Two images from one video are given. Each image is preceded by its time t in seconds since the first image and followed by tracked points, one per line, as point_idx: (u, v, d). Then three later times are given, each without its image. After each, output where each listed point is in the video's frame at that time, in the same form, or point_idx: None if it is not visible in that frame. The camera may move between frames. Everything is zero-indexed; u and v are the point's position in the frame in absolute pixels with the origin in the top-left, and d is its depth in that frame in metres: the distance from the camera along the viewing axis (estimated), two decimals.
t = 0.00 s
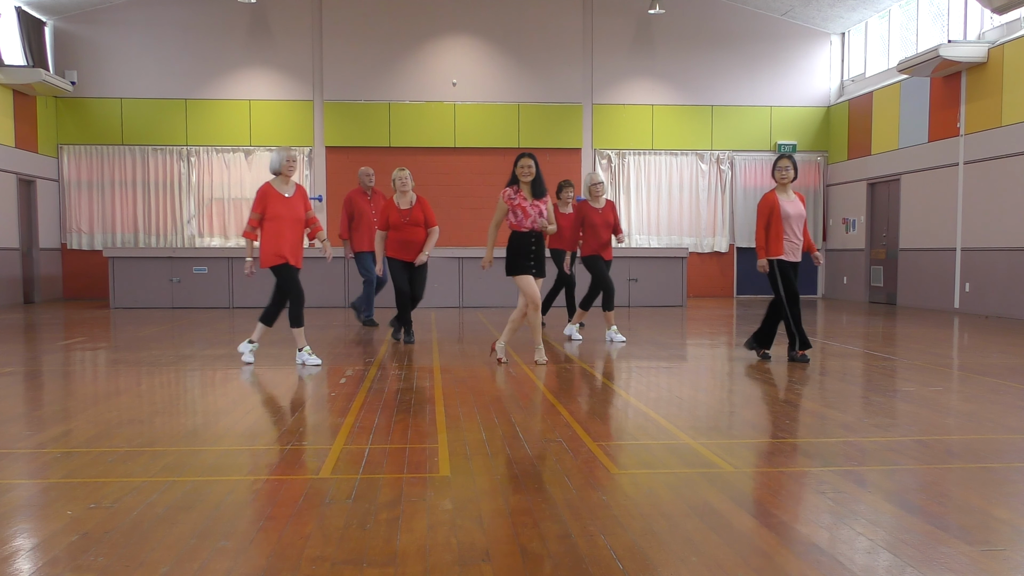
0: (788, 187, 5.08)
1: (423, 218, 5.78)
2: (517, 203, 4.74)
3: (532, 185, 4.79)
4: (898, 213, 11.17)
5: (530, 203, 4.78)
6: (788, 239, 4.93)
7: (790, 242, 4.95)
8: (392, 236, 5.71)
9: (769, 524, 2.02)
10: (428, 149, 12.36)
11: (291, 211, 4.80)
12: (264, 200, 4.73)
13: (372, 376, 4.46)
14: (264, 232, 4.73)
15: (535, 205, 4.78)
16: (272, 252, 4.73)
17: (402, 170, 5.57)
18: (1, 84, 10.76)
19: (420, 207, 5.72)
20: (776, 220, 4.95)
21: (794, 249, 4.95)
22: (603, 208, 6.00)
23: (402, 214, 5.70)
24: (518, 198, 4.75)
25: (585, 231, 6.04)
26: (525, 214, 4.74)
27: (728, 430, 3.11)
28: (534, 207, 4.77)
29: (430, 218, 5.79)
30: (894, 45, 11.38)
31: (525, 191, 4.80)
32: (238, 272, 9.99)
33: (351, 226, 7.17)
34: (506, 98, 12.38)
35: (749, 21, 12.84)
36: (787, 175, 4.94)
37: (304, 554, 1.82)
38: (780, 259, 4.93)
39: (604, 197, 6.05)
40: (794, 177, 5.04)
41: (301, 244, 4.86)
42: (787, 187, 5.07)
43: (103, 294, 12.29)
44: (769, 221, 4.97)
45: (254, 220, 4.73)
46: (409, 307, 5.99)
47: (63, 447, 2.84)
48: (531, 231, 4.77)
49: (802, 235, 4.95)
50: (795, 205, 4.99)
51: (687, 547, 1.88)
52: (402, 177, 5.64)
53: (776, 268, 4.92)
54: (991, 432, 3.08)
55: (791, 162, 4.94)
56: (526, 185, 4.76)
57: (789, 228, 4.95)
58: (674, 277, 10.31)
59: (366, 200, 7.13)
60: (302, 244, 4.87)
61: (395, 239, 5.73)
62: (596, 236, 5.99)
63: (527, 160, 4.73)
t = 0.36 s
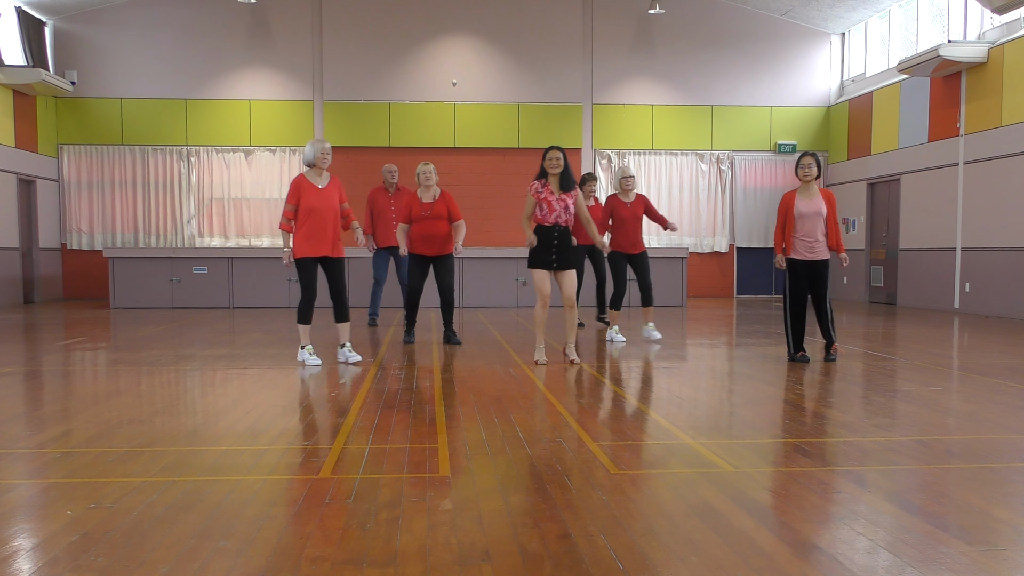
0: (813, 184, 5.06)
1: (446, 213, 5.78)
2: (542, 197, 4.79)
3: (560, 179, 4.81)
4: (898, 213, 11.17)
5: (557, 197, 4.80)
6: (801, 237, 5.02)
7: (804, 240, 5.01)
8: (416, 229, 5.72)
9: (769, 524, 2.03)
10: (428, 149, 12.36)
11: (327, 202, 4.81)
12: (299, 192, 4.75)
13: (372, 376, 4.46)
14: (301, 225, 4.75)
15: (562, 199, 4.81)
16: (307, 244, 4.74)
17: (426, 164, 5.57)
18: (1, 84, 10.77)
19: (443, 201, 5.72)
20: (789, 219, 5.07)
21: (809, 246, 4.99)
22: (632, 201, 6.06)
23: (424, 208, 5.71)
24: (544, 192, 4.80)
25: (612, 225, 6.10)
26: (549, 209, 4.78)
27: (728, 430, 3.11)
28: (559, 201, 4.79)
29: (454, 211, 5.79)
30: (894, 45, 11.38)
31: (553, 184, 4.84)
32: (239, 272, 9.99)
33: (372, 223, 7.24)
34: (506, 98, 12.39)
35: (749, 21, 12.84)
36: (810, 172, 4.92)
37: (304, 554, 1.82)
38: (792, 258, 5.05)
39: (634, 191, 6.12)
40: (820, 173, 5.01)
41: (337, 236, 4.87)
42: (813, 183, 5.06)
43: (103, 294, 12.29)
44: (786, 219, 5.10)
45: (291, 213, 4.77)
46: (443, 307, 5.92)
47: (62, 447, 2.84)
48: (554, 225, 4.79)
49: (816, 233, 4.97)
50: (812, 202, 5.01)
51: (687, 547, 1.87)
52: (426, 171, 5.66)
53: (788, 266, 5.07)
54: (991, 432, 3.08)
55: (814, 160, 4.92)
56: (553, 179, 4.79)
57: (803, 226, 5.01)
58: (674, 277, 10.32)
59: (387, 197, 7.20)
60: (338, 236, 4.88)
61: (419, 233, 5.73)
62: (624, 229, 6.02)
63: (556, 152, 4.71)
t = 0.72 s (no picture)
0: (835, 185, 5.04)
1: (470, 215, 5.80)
2: (564, 198, 4.82)
3: (585, 181, 4.82)
4: (898, 213, 11.17)
5: (578, 199, 4.81)
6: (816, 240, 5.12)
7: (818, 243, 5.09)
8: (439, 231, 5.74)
9: (769, 525, 2.03)
10: (428, 149, 12.36)
11: (351, 206, 4.80)
12: (324, 197, 4.80)
13: (373, 376, 4.46)
14: (327, 229, 4.80)
15: (583, 201, 4.81)
16: (333, 248, 4.77)
17: (451, 166, 5.58)
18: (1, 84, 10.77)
19: (466, 203, 5.74)
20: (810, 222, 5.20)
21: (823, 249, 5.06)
22: (660, 205, 6.06)
23: (448, 210, 5.73)
24: (567, 193, 4.82)
25: (639, 227, 6.12)
26: (569, 211, 4.80)
27: (728, 430, 3.12)
28: (581, 203, 4.79)
29: (478, 214, 5.80)
30: (894, 45, 11.38)
31: (577, 186, 4.85)
32: (239, 272, 9.99)
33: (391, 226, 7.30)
34: (506, 98, 12.39)
35: (749, 21, 12.84)
36: (830, 174, 4.94)
37: (304, 554, 1.82)
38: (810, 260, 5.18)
39: (664, 193, 6.09)
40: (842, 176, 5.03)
41: (364, 239, 4.85)
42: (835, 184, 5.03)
43: (103, 294, 12.29)
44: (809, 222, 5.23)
45: (319, 217, 4.84)
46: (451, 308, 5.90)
47: (62, 447, 2.84)
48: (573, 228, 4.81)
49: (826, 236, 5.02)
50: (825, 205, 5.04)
51: (687, 547, 1.88)
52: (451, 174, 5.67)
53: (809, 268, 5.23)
54: (991, 432, 3.08)
55: (836, 160, 4.95)
56: (577, 181, 4.80)
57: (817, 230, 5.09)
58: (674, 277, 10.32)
59: (406, 200, 7.26)
60: (365, 239, 4.86)
61: (442, 235, 5.76)
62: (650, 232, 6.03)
63: (581, 156, 4.74)
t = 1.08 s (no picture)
0: (850, 189, 5.11)
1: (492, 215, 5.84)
2: (589, 204, 4.86)
3: (607, 188, 4.87)
4: (898, 213, 11.16)
5: (603, 204, 4.87)
6: (836, 243, 5.12)
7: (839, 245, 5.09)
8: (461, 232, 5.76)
9: (770, 524, 2.03)
10: (428, 149, 12.35)
11: (372, 208, 4.82)
12: (343, 201, 4.76)
13: (374, 376, 4.46)
14: (348, 232, 4.78)
15: (608, 206, 4.86)
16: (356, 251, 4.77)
17: (472, 168, 5.65)
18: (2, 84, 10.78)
19: (489, 204, 5.78)
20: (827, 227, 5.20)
21: (843, 251, 5.07)
22: (687, 206, 6.05)
23: (471, 211, 5.76)
24: (591, 200, 4.86)
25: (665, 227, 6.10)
26: (596, 216, 4.83)
27: (728, 430, 3.11)
28: (606, 208, 4.85)
29: (499, 214, 5.85)
30: (894, 45, 11.38)
31: (599, 193, 4.90)
32: (239, 272, 9.99)
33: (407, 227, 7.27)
34: (506, 98, 12.39)
35: (749, 21, 12.84)
36: (847, 177, 4.97)
37: (304, 554, 1.82)
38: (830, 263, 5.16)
39: (689, 194, 6.09)
40: (859, 177, 5.06)
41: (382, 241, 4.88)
42: (850, 188, 5.11)
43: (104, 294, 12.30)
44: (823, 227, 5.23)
45: (337, 221, 4.77)
46: (488, 307, 5.95)
47: (62, 447, 2.84)
48: (602, 232, 4.83)
49: (850, 238, 5.03)
50: (847, 208, 5.07)
51: (687, 548, 1.88)
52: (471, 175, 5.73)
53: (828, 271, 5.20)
54: (991, 432, 3.08)
55: (852, 164, 4.98)
56: (599, 187, 4.86)
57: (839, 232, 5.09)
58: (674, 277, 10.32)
59: (422, 202, 7.21)
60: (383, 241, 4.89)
61: (464, 235, 5.78)
62: (676, 233, 6.02)
63: (603, 161, 4.80)
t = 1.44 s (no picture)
0: (872, 186, 5.10)
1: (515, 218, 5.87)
2: (618, 199, 4.85)
3: (633, 182, 4.90)
4: (898, 213, 11.16)
5: (632, 199, 4.88)
6: (864, 239, 5.04)
7: (868, 242, 5.02)
8: (486, 234, 5.73)
9: (770, 524, 2.03)
10: (427, 149, 12.35)
11: (392, 209, 4.85)
12: (365, 200, 4.74)
13: (373, 376, 4.46)
14: (369, 231, 4.76)
15: (637, 201, 4.88)
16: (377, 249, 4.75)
17: (496, 169, 5.65)
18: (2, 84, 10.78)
19: (513, 206, 5.79)
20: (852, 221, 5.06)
21: (874, 247, 5.01)
22: (714, 203, 6.02)
23: (497, 212, 5.74)
24: (619, 194, 4.86)
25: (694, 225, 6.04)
26: (627, 210, 4.83)
27: (729, 430, 3.11)
28: (636, 202, 4.86)
29: (520, 217, 5.90)
30: (894, 45, 11.38)
31: (626, 187, 4.91)
32: (239, 272, 9.98)
33: (429, 226, 7.20)
34: (506, 98, 12.39)
35: (749, 21, 12.84)
36: (869, 174, 4.95)
37: (304, 554, 1.82)
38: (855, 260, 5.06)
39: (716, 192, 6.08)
40: (880, 175, 5.05)
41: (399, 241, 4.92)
42: (872, 185, 5.08)
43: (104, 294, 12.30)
44: (848, 221, 5.08)
45: (356, 220, 4.74)
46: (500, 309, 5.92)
47: (62, 447, 2.84)
48: (633, 226, 4.83)
49: (882, 234, 5.00)
50: (877, 203, 5.03)
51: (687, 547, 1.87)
52: (493, 177, 5.72)
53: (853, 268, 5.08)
54: (991, 432, 3.08)
55: (873, 162, 4.98)
56: (627, 181, 4.87)
57: (868, 228, 5.01)
58: (674, 277, 10.32)
59: (444, 202, 7.18)
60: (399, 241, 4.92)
61: (489, 236, 5.75)
62: (704, 230, 5.97)
63: (628, 156, 4.85)
